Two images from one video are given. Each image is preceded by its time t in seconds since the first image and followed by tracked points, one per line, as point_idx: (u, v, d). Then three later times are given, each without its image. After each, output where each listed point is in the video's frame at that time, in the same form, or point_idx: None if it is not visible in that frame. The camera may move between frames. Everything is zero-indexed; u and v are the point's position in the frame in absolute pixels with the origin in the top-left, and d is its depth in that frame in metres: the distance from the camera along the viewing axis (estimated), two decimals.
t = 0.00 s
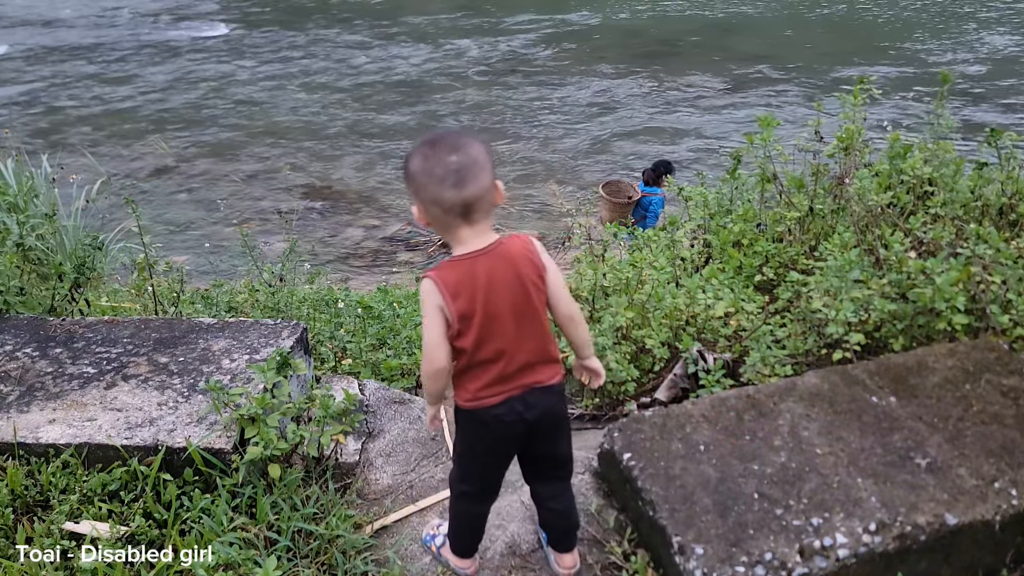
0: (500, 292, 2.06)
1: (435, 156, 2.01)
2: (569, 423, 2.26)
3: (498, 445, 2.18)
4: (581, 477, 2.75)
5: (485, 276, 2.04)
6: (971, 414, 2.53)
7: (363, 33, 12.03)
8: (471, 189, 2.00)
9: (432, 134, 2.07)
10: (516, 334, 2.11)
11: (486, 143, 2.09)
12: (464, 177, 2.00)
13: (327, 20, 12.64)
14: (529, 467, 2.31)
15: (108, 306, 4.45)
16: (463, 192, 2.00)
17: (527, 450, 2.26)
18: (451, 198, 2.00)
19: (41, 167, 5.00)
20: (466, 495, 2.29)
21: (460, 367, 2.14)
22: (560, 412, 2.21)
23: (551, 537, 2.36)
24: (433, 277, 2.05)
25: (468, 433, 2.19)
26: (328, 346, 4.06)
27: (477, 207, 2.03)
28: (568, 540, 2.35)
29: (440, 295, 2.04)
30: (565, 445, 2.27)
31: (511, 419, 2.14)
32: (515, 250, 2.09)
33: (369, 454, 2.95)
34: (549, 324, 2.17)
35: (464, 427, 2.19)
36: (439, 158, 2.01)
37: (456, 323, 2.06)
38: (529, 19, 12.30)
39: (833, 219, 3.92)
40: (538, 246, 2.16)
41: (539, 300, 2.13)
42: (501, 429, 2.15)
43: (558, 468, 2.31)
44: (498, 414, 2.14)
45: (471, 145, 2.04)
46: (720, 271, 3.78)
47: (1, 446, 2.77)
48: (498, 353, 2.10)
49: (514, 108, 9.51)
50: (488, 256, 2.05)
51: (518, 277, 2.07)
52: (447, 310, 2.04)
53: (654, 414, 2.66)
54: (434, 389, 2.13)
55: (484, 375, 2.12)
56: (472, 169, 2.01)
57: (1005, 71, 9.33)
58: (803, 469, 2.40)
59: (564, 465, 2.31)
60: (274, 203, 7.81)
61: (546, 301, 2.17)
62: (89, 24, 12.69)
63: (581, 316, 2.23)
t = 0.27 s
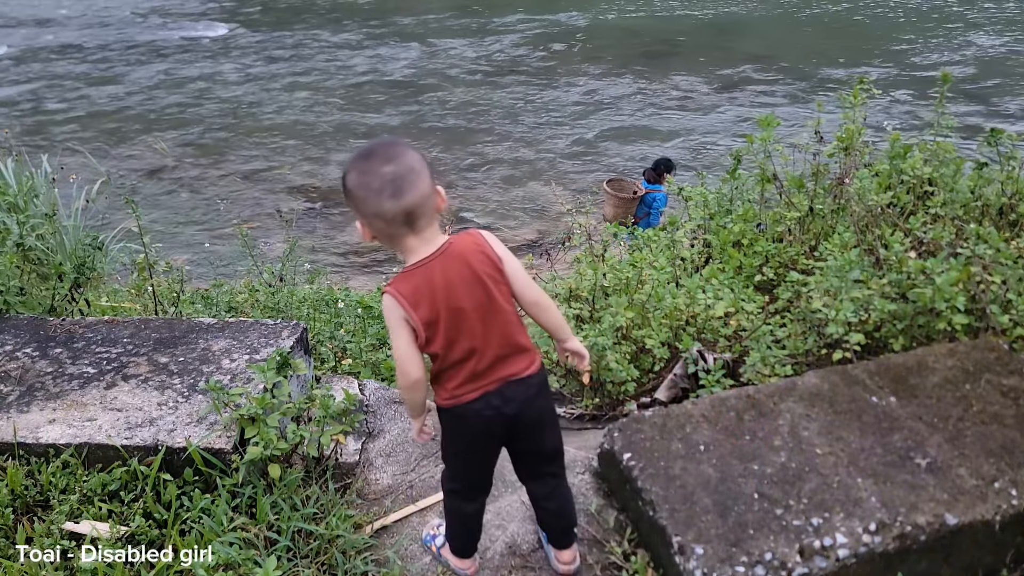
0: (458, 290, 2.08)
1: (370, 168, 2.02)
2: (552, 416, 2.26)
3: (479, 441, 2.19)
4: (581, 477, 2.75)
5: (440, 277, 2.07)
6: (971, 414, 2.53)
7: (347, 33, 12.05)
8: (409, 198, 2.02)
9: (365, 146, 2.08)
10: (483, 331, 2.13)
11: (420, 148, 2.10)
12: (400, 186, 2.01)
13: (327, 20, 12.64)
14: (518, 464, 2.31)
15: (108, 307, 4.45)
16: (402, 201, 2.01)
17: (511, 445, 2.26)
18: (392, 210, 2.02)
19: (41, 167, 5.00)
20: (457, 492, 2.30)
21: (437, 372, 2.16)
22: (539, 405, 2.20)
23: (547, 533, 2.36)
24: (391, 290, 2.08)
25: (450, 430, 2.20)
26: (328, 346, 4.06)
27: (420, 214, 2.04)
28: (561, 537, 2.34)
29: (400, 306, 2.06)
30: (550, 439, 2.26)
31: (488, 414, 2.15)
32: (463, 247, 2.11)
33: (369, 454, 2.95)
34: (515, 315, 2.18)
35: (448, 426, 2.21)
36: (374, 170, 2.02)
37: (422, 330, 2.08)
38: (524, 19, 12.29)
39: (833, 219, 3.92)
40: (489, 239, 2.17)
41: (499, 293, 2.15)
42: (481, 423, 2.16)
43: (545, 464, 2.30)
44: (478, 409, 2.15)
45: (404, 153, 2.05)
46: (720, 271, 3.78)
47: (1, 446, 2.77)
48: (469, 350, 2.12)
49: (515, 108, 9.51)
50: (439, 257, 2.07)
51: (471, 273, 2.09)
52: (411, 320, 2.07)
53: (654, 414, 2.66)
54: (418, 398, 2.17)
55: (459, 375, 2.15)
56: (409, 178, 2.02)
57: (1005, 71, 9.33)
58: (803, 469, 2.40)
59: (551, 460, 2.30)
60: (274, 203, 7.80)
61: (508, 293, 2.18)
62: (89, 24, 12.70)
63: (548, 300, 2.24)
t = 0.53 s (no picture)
0: (436, 289, 2.09)
1: (340, 174, 2.03)
2: (542, 406, 2.26)
3: (470, 436, 2.19)
4: (581, 477, 2.75)
5: (418, 276, 2.08)
6: (971, 414, 2.53)
7: (342, 32, 12.06)
8: (380, 202, 2.02)
9: (334, 152, 2.08)
10: (465, 328, 2.14)
11: (389, 151, 2.10)
12: (370, 191, 2.02)
13: (327, 20, 12.64)
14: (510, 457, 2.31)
15: (108, 306, 4.44)
16: (373, 206, 2.02)
17: (502, 438, 2.26)
18: (363, 215, 2.02)
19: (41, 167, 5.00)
20: (452, 489, 2.29)
21: (423, 370, 2.18)
22: (528, 397, 2.21)
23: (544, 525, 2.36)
24: (369, 295, 2.09)
25: (440, 426, 2.21)
26: (328, 346, 4.06)
27: (391, 217, 2.05)
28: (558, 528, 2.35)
29: (380, 310, 2.08)
30: (540, 430, 2.27)
31: (476, 408, 2.15)
32: (438, 245, 2.11)
33: (369, 454, 2.95)
34: (496, 309, 2.18)
35: (439, 423, 2.21)
36: (344, 176, 2.03)
37: (404, 331, 2.10)
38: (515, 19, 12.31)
39: (833, 219, 3.93)
40: (463, 235, 2.18)
41: (478, 289, 2.15)
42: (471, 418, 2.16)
43: (538, 455, 2.30)
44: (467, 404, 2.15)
45: (374, 157, 2.05)
46: (720, 271, 3.78)
47: (1, 446, 2.77)
48: (453, 348, 2.13)
49: (515, 108, 9.51)
50: (415, 258, 2.08)
51: (447, 271, 2.10)
52: (392, 322, 2.09)
53: (654, 414, 2.66)
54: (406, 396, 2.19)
55: (445, 373, 2.15)
56: (378, 182, 2.02)
57: (1005, 71, 9.33)
58: (803, 469, 2.40)
59: (543, 452, 2.30)
60: (274, 203, 7.80)
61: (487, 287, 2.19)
62: (89, 25, 12.70)
63: (528, 291, 2.24)
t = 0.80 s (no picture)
0: (422, 288, 2.10)
1: (326, 174, 2.04)
2: (532, 399, 2.25)
3: (464, 434, 2.19)
4: (581, 477, 2.75)
5: (404, 276, 2.09)
6: (971, 414, 2.53)
7: (342, 32, 12.06)
8: (365, 204, 2.03)
9: (321, 152, 2.10)
10: (452, 327, 2.15)
11: (375, 151, 2.11)
12: (356, 192, 2.03)
13: (328, 20, 12.63)
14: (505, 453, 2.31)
15: (108, 306, 4.45)
16: (359, 207, 2.03)
17: (496, 434, 2.26)
18: (348, 215, 2.04)
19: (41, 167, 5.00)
20: (450, 489, 2.30)
21: (412, 369, 2.18)
22: (518, 391, 2.21)
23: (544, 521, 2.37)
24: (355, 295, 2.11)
25: (433, 425, 2.21)
26: (328, 346, 4.06)
27: (376, 218, 2.06)
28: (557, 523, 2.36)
29: (367, 310, 2.09)
30: (534, 424, 2.26)
31: (467, 405, 2.16)
32: (425, 244, 2.13)
33: (369, 454, 2.95)
34: (483, 308, 2.19)
35: (431, 423, 2.22)
36: (331, 175, 2.04)
37: (392, 331, 2.11)
38: (514, 19, 12.30)
39: (833, 219, 3.93)
40: (450, 235, 2.19)
41: (465, 288, 2.16)
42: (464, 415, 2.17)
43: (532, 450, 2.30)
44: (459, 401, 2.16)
45: (361, 158, 2.06)
46: (720, 271, 3.78)
47: (1, 446, 2.78)
48: (440, 347, 2.14)
49: (515, 108, 9.50)
50: (402, 258, 2.09)
51: (434, 270, 2.11)
52: (379, 321, 2.10)
53: (654, 414, 2.66)
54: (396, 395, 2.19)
55: (433, 372, 2.16)
56: (365, 184, 2.03)
57: (1004, 72, 9.33)
58: (803, 469, 2.40)
59: (537, 446, 2.30)
60: (274, 203, 7.80)
61: (473, 286, 2.20)
62: (89, 24, 12.70)
63: (515, 289, 2.25)
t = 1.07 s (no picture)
0: (415, 289, 2.11)
1: (325, 172, 2.04)
2: (525, 399, 2.26)
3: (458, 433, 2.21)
4: (580, 477, 2.75)
5: (397, 277, 2.10)
6: (971, 414, 2.53)
7: (342, 32, 12.06)
8: (361, 205, 2.03)
9: (321, 150, 2.09)
10: (445, 328, 2.16)
11: (376, 151, 2.10)
12: (353, 192, 2.02)
13: (328, 20, 12.63)
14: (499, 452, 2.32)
15: (109, 306, 4.44)
16: (355, 207, 2.03)
17: (489, 433, 2.27)
18: (344, 215, 2.04)
19: (41, 167, 5.01)
20: (445, 488, 2.30)
21: (405, 367, 2.20)
22: (510, 392, 2.21)
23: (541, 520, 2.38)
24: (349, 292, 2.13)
25: (425, 424, 2.22)
26: (328, 346, 4.06)
27: (373, 218, 2.06)
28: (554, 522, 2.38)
29: (359, 307, 2.11)
30: (527, 423, 2.27)
31: (458, 404, 2.17)
32: (420, 245, 2.13)
33: (369, 454, 2.95)
34: (477, 310, 2.20)
35: (422, 420, 2.24)
36: (328, 175, 2.03)
37: (384, 329, 2.13)
38: (514, 19, 12.30)
39: (833, 219, 3.93)
40: (448, 235, 2.19)
41: (459, 289, 2.16)
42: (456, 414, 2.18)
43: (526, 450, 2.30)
44: (450, 401, 2.17)
45: (360, 158, 2.05)
46: (720, 271, 3.79)
47: (1, 446, 2.78)
48: (431, 348, 2.15)
49: (515, 108, 9.50)
50: (396, 258, 2.10)
51: (427, 271, 2.11)
52: (370, 319, 2.12)
53: (654, 414, 2.66)
54: (388, 392, 2.22)
55: (424, 372, 2.18)
56: (362, 185, 2.02)
57: (1005, 72, 9.33)
58: (802, 469, 2.40)
59: (531, 446, 2.31)
60: (274, 203, 7.80)
61: (468, 287, 2.20)
62: (89, 24, 12.70)
63: (510, 291, 2.24)
